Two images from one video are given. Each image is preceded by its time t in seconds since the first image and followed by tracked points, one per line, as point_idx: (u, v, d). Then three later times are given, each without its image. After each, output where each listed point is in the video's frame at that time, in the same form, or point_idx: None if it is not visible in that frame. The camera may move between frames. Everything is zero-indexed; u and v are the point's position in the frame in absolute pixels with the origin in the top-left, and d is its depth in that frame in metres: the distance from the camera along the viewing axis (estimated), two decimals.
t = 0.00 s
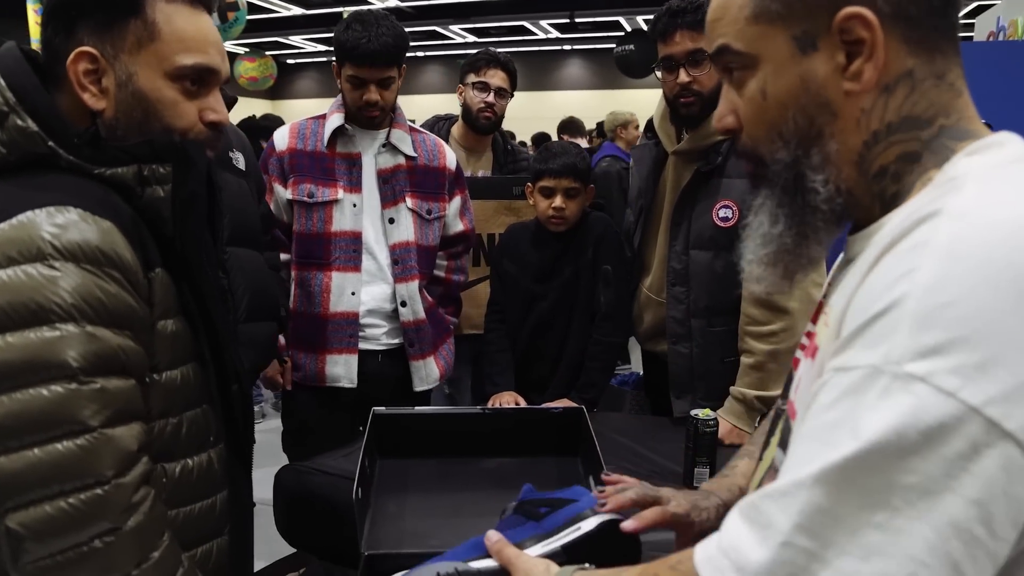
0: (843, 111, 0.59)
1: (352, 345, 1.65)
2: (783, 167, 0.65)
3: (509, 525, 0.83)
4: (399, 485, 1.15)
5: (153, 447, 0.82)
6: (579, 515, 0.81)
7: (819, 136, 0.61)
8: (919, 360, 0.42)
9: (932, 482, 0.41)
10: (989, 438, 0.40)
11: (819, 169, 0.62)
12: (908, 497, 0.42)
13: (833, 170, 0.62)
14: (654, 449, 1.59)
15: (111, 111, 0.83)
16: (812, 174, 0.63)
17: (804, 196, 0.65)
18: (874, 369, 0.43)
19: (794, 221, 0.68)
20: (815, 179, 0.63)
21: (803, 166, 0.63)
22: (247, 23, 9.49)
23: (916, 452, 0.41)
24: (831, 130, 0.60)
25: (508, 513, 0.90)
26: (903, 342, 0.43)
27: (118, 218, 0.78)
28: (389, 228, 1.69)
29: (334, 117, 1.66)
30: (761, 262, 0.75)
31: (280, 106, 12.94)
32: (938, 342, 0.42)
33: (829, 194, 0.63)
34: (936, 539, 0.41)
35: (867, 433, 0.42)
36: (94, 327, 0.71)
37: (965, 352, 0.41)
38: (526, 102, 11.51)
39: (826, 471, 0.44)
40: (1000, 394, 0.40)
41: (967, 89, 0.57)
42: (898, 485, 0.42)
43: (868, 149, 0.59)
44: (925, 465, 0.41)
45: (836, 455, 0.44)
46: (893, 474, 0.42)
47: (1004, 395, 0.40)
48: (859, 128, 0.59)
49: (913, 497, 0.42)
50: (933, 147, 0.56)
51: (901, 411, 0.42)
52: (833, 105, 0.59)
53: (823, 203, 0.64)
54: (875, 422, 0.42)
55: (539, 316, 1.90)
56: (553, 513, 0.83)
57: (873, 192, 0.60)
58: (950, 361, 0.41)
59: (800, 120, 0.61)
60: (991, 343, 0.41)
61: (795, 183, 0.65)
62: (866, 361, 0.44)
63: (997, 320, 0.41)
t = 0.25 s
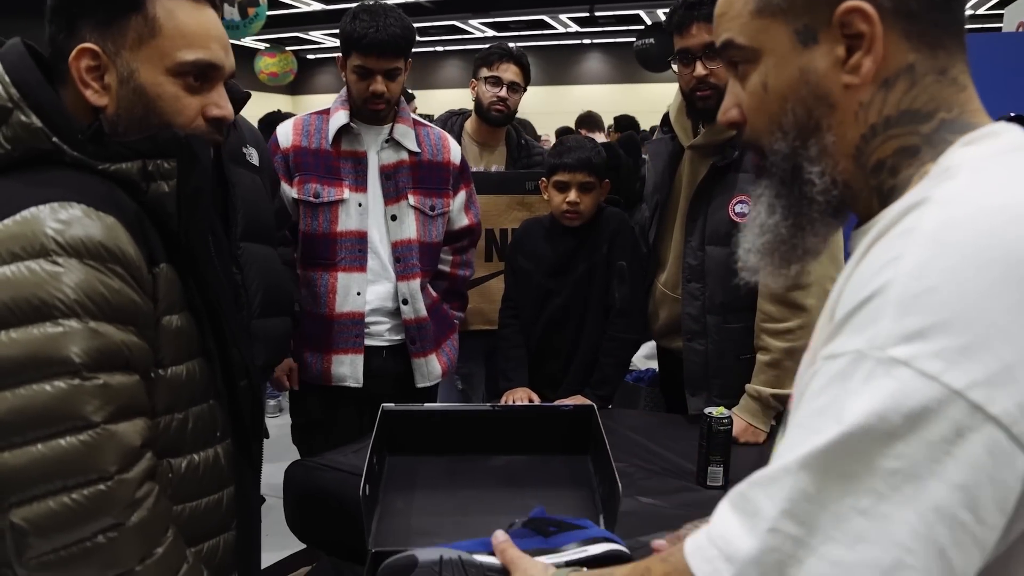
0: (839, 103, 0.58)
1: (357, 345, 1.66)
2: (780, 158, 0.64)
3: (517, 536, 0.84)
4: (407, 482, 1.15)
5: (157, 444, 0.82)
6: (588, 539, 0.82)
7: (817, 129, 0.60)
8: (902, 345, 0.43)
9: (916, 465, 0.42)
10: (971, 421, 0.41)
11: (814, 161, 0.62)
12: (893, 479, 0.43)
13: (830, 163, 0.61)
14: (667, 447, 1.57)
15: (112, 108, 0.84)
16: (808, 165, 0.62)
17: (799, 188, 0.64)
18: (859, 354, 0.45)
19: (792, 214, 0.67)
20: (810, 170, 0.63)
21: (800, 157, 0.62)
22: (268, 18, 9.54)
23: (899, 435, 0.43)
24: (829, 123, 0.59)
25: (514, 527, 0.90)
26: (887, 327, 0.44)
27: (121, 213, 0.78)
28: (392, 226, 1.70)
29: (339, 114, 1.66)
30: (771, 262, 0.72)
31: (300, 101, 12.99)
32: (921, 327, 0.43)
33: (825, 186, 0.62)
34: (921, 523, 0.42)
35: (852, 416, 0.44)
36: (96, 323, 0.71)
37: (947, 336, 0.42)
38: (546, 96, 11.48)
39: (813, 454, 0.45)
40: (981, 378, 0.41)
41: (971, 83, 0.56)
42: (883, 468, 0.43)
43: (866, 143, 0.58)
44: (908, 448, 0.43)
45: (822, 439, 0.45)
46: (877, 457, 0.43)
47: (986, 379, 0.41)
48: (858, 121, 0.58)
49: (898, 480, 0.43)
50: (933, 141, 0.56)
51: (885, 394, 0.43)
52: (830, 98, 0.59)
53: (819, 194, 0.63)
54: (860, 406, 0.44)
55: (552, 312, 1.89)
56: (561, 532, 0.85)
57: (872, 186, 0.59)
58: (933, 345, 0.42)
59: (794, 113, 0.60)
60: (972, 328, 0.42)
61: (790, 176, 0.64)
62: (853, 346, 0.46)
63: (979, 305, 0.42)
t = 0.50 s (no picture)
0: (855, 99, 0.57)
1: (385, 344, 1.67)
2: (795, 156, 0.62)
3: (532, 526, 0.84)
4: (419, 482, 1.15)
5: (166, 442, 0.82)
6: (603, 530, 0.81)
7: (833, 125, 0.58)
8: (919, 335, 0.42)
9: (934, 458, 0.41)
10: (991, 413, 0.40)
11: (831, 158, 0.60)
12: (911, 472, 0.42)
13: (845, 160, 0.60)
14: (683, 447, 1.56)
15: (123, 109, 0.84)
16: (824, 163, 0.61)
17: (817, 186, 0.63)
18: (875, 346, 0.44)
19: (808, 213, 0.66)
20: (827, 167, 0.61)
21: (816, 154, 0.60)
22: (288, 17, 9.59)
23: (916, 428, 0.42)
24: (846, 119, 0.58)
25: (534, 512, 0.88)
26: (904, 319, 0.43)
27: (129, 212, 0.78)
28: (410, 221, 1.70)
29: (348, 116, 1.66)
30: (786, 261, 0.71)
31: (320, 100, 13.05)
32: (938, 318, 0.42)
33: (841, 183, 0.61)
34: (939, 516, 0.41)
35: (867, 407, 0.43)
36: (103, 322, 0.71)
37: (966, 326, 0.41)
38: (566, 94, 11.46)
39: (829, 447, 0.44)
40: (1002, 369, 0.40)
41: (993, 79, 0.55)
42: (901, 460, 0.42)
43: (882, 139, 0.57)
44: (925, 440, 0.41)
45: (838, 432, 0.44)
46: (893, 449, 0.42)
47: (1006, 370, 0.40)
48: (874, 117, 0.57)
49: (915, 473, 0.42)
50: (952, 136, 0.55)
51: (901, 386, 0.42)
52: (846, 93, 0.57)
53: (835, 191, 0.61)
54: (877, 398, 0.43)
55: (568, 310, 1.88)
56: (575, 523, 0.84)
57: (888, 181, 0.58)
58: (951, 335, 0.41)
59: (812, 110, 0.59)
60: (992, 317, 0.41)
61: (807, 174, 0.63)
62: (869, 338, 0.45)
63: (998, 295, 0.41)
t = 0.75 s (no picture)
0: (867, 97, 0.56)
1: (415, 343, 1.67)
2: (806, 152, 0.61)
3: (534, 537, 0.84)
4: (429, 484, 1.14)
5: (174, 443, 0.82)
6: (606, 536, 0.82)
7: (846, 122, 0.57)
8: (932, 327, 0.41)
9: (945, 451, 0.40)
10: (1004, 407, 0.39)
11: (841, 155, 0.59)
12: (920, 466, 0.41)
13: (857, 156, 0.59)
14: (698, 449, 1.54)
15: (131, 113, 0.84)
16: (836, 160, 0.59)
17: (826, 183, 0.62)
18: (887, 339, 0.43)
19: (815, 207, 0.65)
20: (837, 165, 0.60)
21: (828, 152, 0.59)
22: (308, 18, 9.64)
23: (926, 421, 0.40)
24: (859, 117, 0.57)
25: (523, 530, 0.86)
26: (916, 312, 0.42)
27: (136, 214, 0.78)
28: (433, 219, 1.70)
29: (371, 117, 1.66)
30: (794, 254, 0.71)
31: (340, 100, 13.10)
32: (951, 310, 0.41)
33: (851, 180, 0.59)
34: (948, 512, 0.40)
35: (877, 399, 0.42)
36: (108, 324, 0.71)
37: (978, 319, 0.40)
38: (584, 93, 11.43)
39: (838, 439, 0.43)
40: (1016, 362, 0.39)
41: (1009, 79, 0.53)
42: (910, 454, 0.41)
43: (897, 137, 0.56)
44: (936, 433, 0.40)
45: (849, 424, 0.43)
46: (902, 442, 0.41)
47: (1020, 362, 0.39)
48: (887, 116, 0.56)
49: (925, 467, 0.41)
50: (967, 135, 0.53)
51: (912, 379, 0.41)
52: (860, 91, 0.56)
53: (844, 188, 0.60)
54: (890, 391, 0.42)
55: (583, 311, 1.87)
56: (578, 532, 0.84)
57: (900, 179, 0.57)
58: (964, 327, 0.40)
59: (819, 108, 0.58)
60: (1007, 310, 0.40)
61: (816, 170, 0.62)
62: (882, 331, 0.44)
63: (1013, 285, 0.40)
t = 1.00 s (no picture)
0: (879, 92, 0.54)
1: (449, 342, 1.68)
2: (818, 151, 0.59)
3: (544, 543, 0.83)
4: (440, 483, 1.13)
5: (179, 443, 0.82)
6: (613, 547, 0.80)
7: (856, 118, 0.55)
8: (932, 311, 0.40)
9: (944, 436, 0.39)
10: (1003, 390, 0.38)
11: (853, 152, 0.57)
12: (919, 452, 0.39)
13: (869, 152, 0.57)
14: (714, 447, 1.53)
15: (145, 106, 0.84)
16: (848, 156, 0.57)
17: (840, 181, 0.59)
18: (887, 324, 0.42)
19: (830, 204, 0.62)
20: (850, 161, 0.58)
21: (839, 149, 0.57)
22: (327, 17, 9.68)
23: (926, 405, 0.39)
24: (869, 112, 0.55)
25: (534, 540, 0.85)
26: (916, 296, 0.41)
27: (142, 214, 0.78)
28: (464, 216, 1.70)
29: (402, 118, 1.65)
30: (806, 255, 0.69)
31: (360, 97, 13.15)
32: (952, 293, 0.40)
33: (864, 176, 0.57)
34: (948, 498, 0.39)
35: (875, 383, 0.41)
36: (112, 325, 0.71)
37: (979, 301, 0.39)
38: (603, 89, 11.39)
39: (837, 425, 0.42)
40: (1016, 344, 0.38)
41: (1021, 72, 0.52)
42: (908, 439, 0.40)
43: (909, 131, 0.54)
44: (935, 418, 0.39)
45: (849, 410, 0.42)
46: (900, 426, 0.40)
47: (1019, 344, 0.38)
48: (899, 110, 0.54)
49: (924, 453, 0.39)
50: (979, 127, 0.52)
51: (912, 362, 0.40)
52: (870, 87, 0.54)
53: (859, 185, 0.58)
54: (891, 376, 0.41)
55: (598, 308, 1.85)
56: (591, 539, 0.82)
57: (913, 174, 0.55)
58: (964, 309, 0.39)
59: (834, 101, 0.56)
60: (1009, 292, 0.39)
61: (829, 168, 0.59)
62: (881, 317, 0.43)
63: (1014, 268, 0.39)
